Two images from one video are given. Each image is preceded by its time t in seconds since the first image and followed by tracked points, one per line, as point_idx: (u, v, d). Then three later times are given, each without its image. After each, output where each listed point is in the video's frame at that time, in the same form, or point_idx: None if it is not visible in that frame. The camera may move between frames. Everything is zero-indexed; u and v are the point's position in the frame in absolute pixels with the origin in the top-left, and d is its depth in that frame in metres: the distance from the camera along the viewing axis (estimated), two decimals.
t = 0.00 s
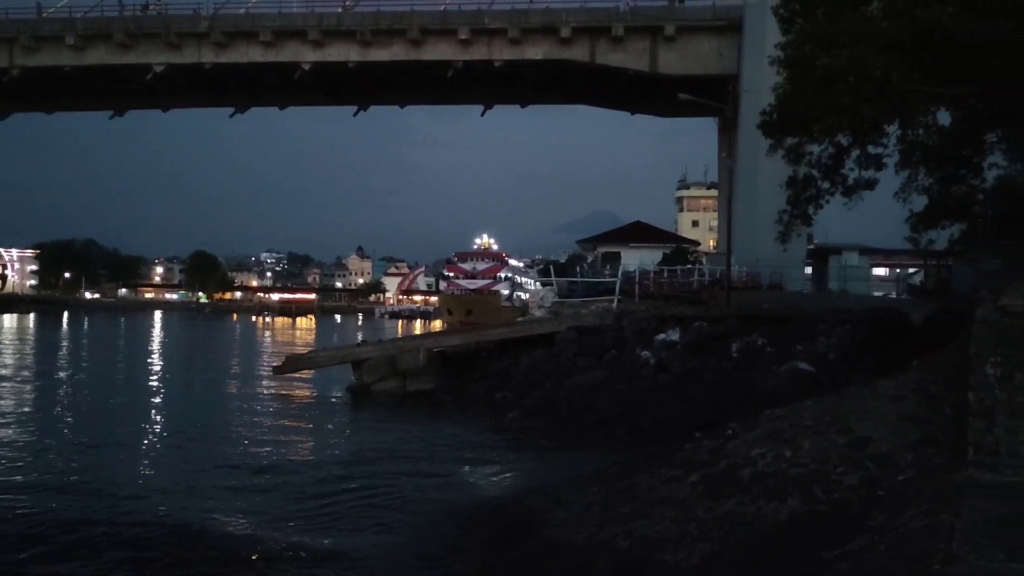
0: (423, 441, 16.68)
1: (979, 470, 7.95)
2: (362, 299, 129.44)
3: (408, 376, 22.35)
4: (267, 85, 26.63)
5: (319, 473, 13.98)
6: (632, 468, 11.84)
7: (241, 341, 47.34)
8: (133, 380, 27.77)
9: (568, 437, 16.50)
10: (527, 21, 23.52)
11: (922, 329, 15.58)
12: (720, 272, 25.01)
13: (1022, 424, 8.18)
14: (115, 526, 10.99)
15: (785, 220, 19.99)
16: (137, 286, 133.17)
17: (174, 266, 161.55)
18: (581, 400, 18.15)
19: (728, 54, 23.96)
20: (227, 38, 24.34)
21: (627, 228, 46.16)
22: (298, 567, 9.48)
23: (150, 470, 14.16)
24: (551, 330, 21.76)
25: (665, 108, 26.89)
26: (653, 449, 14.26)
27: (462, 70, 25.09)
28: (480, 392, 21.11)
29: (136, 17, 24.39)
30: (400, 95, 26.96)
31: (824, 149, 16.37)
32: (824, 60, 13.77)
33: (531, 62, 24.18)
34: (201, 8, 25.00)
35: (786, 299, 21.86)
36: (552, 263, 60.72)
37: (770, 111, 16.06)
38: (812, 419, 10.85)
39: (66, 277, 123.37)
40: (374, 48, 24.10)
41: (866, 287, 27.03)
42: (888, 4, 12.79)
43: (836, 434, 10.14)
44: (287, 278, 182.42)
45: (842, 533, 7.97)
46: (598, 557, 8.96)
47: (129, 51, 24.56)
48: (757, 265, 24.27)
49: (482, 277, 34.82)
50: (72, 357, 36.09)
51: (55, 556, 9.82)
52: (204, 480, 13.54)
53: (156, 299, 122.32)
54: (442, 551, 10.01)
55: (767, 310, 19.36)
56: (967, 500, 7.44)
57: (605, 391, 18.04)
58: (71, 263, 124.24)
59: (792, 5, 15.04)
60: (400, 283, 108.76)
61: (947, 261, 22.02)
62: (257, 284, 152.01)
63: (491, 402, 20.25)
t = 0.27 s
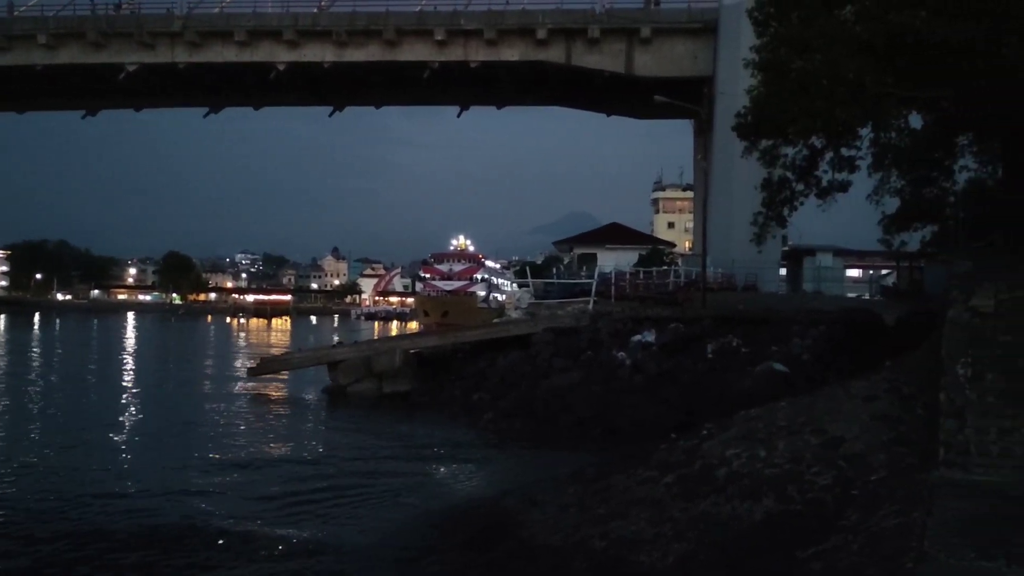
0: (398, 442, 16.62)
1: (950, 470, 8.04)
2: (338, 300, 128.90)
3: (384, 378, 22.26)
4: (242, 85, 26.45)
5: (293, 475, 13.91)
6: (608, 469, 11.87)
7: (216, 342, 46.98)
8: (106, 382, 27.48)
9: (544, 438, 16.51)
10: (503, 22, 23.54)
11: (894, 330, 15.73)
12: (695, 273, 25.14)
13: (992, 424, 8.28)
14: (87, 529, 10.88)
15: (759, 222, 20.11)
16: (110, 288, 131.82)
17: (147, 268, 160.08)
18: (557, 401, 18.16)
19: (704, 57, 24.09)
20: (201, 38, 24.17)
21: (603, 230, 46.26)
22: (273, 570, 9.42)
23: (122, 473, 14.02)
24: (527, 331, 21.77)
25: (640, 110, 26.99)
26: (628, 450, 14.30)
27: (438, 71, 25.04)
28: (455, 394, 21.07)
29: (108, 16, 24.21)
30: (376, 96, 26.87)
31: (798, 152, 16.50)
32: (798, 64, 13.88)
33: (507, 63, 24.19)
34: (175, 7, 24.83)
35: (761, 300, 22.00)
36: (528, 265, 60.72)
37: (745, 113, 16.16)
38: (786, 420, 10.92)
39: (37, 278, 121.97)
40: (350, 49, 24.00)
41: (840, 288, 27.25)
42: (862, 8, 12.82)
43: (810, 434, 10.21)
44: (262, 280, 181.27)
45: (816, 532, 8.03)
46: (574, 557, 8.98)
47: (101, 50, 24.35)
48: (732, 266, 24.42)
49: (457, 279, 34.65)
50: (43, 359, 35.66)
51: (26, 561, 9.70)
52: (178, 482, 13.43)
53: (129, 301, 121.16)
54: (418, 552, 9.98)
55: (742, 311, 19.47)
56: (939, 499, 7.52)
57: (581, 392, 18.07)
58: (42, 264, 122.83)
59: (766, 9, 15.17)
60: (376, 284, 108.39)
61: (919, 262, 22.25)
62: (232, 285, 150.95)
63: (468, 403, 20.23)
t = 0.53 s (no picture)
0: (375, 444, 16.56)
1: (923, 470, 8.11)
2: (315, 301, 128.34)
3: (361, 379, 22.18)
4: (217, 85, 26.29)
5: (270, 476, 13.84)
6: (584, 470, 11.87)
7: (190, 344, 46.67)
8: (79, 384, 27.19)
9: (522, 439, 16.49)
10: (479, 24, 23.54)
11: (868, 331, 15.87)
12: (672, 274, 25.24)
13: (963, 424, 8.36)
14: (60, 531, 10.76)
15: (735, 223, 20.21)
16: (83, 289, 130.49)
17: (121, 269, 158.59)
18: (534, 403, 18.16)
19: (680, 59, 24.21)
20: (176, 37, 24.01)
21: (580, 230, 46.37)
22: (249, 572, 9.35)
23: (95, 475, 13.88)
24: (505, 332, 21.76)
25: (617, 112, 27.06)
26: (606, 450, 14.33)
27: (415, 72, 25.01)
28: (431, 395, 21.01)
29: (82, 15, 24.05)
30: (353, 96, 26.80)
31: (773, 154, 16.61)
32: (773, 65, 13.97)
33: (484, 64, 24.18)
34: (150, 5, 24.67)
35: (737, 301, 22.11)
36: (506, 266, 60.74)
37: (721, 115, 16.25)
38: (761, 420, 10.98)
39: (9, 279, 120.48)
40: (326, 49, 23.91)
41: (815, 289, 27.44)
42: (836, 11, 12.88)
43: (785, 435, 10.28)
44: (238, 281, 180.12)
45: (791, 531, 8.08)
46: (551, 558, 8.98)
47: (75, 49, 24.16)
48: (708, 267, 24.55)
49: (435, 280, 34.33)
50: (15, 360, 35.24)
51: None
52: (152, 483, 13.31)
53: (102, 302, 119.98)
54: (395, 554, 9.94)
55: (718, 312, 19.56)
56: (911, 499, 7.58)
57: (558, 393, 18.09)
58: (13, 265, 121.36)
59: (742, 12, 15.29)
60: (353, 285, 108.01)
61: (893, 263, 22.46)
62: (207, 286, 149.87)
63: (445, 404, 20.20)
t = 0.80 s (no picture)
0: (352, 444, 16.50)
1: (897, 468, 8.18)
2: (292, 301, 127.73)
3: (338, 379, 22.10)
4: (193, 83, 26.11)
5: (246, 477, 13.75)
6: (561, 469, 11.88)
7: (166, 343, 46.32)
8: (52, 384, 26.90)
9: (499, 439, 16.48)
10: (457, 23, 23.51)
11: (843, 330, 15.99)
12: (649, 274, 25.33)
13: (936, 423, 8.44)
14: (32, 532, 10.63)
15: (712, 223, 20.29)
16: (56, 289, 129.13)
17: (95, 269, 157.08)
18: (511, 402, 18.16)
19: (657, 59, 24.25)
20: (151, 35, 23.83)
21: (559, 230, 46.40)
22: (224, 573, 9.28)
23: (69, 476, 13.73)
24: (483, 331, 21.74)
25: (595, 112, 27.10)
26: (583, 450, 14.35)
27: (393, 71, 24.94)
28: (409, 395, 20.95)
29: (55, 13, 23.85)
30: (330, 95, 26.69)
31: (750, 154, 16.71)
32: (749, 66, 14.06)
33: (462, 64, 24.15)
34: (125, 3, 24.47)
35: (714, 301, 22.21)
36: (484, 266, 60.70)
37: (698, 116, 16.32)
38: (737, 419, 11.04)
39: None
40: (303, 48, 23.80)
41: (791, 289, 27.62)
42: (812, 12, 12.99)
43: (760, 434, 10.34)
44: (214, 281, 178.86)
45: (766, 530, 8.12)
46: (527, 557, 8.98)
47: (48, 46, 23.93)
48: (686, 267, 24.65)
49: (413, 280, 34.24)
50: None
51: None
52: (126, 484, 13.19)
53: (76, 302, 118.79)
54: (371, 554, 9.91)
55: (696, 311, 19.64)
56: (885, 497, 7.64)
57: (535, 393, 18.11)
58: None
59: (719, 13, 15.39)
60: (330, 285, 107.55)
61: (868, 263, 22.64)
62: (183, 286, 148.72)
63: (422, 405, 20.16)
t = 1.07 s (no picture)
0: (329, 445, 16.43)
1: (872, 467, 8.26)
2: (269, 301, 127.04)
3: (315, 380, 22.00)
4: (168, 83, 25.91)
5: (222, 478, 13.67)
6: (539, 469, 11.90)
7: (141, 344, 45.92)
8: (24, 386, 26.61)
9: (478, 439, 16.48)
10: (435, 23, 23.47)
11: (818, 329, 16.12)
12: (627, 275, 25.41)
13: (911, 423, 8.52)
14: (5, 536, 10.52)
15: (689, 224, 20.38)
16: (29, 289, 127.73)
17: (70, 269, 155.53)
18: (490, 403, 18.16)
19: (634, 60, 24.30)
20: (126, 34, 23.65)
21: (537, 231, 46.44)
22: None
23: (42, 478, 13.59)
24: (461, 332, 21.71)
25: (573, 113, 27.15)
26: (561, 450, 14.37)
27: (370, 71, 24.87)
28: (386, 396, 20.89)
29: (28, 10, 23.62)
30: (307, 95, 26.58)
31: (727, 155, 16.80)
32: (725, 68, 14.15)
33: (440, 64, 24.10)
34: (99, 1, 24.27)
35: (691, 301, 22.30)
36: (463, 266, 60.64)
37: (676, 116, 16.37)
38: (714, 419, 11.10)
39: None
40: (280, 47, 23.70)
41: (768, 289, 27.78)
42: (789, 14, 13.13)
43: (737, 433, 10.40)
44: (190, 281, 177.57)
45: (743, 529, 8.17)
46: (505, 558, 8.98)
47: (21, 44, 23.69)
48: (663, 267, 24.74)
49: (390, 281, 34.11)
50: None
51: None
52: (101, 485, 13.08)
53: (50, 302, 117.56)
54: (349, 555, 9.87)
55: (673, 311, 19.72)
56: (860, 496, 7.70)
57: (514, 393, 18.12)
58: None
59: (696, 15, 15.47)
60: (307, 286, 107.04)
61: (843, 264, 22.81)
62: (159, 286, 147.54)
63: (400, 405, 20.11)
